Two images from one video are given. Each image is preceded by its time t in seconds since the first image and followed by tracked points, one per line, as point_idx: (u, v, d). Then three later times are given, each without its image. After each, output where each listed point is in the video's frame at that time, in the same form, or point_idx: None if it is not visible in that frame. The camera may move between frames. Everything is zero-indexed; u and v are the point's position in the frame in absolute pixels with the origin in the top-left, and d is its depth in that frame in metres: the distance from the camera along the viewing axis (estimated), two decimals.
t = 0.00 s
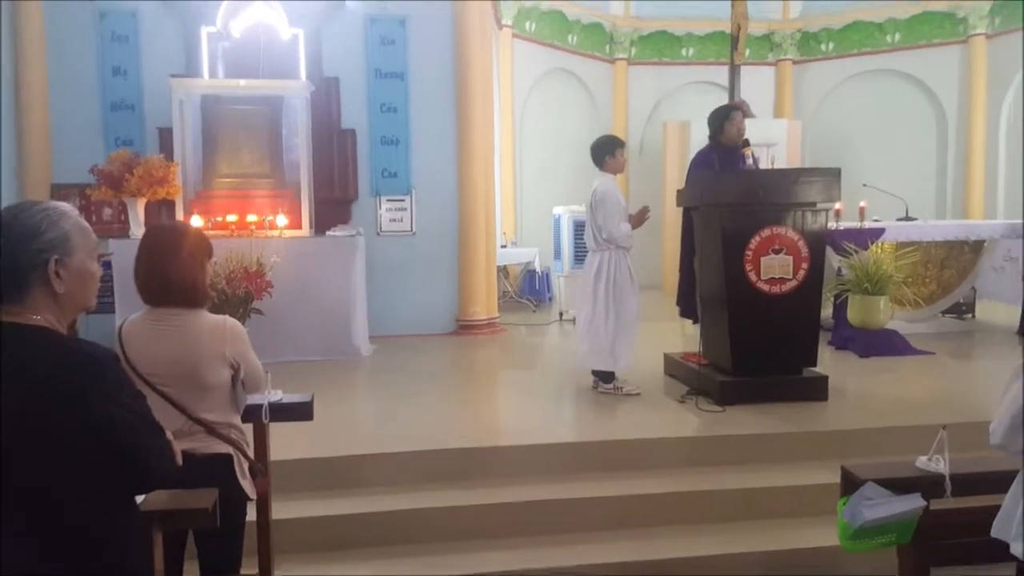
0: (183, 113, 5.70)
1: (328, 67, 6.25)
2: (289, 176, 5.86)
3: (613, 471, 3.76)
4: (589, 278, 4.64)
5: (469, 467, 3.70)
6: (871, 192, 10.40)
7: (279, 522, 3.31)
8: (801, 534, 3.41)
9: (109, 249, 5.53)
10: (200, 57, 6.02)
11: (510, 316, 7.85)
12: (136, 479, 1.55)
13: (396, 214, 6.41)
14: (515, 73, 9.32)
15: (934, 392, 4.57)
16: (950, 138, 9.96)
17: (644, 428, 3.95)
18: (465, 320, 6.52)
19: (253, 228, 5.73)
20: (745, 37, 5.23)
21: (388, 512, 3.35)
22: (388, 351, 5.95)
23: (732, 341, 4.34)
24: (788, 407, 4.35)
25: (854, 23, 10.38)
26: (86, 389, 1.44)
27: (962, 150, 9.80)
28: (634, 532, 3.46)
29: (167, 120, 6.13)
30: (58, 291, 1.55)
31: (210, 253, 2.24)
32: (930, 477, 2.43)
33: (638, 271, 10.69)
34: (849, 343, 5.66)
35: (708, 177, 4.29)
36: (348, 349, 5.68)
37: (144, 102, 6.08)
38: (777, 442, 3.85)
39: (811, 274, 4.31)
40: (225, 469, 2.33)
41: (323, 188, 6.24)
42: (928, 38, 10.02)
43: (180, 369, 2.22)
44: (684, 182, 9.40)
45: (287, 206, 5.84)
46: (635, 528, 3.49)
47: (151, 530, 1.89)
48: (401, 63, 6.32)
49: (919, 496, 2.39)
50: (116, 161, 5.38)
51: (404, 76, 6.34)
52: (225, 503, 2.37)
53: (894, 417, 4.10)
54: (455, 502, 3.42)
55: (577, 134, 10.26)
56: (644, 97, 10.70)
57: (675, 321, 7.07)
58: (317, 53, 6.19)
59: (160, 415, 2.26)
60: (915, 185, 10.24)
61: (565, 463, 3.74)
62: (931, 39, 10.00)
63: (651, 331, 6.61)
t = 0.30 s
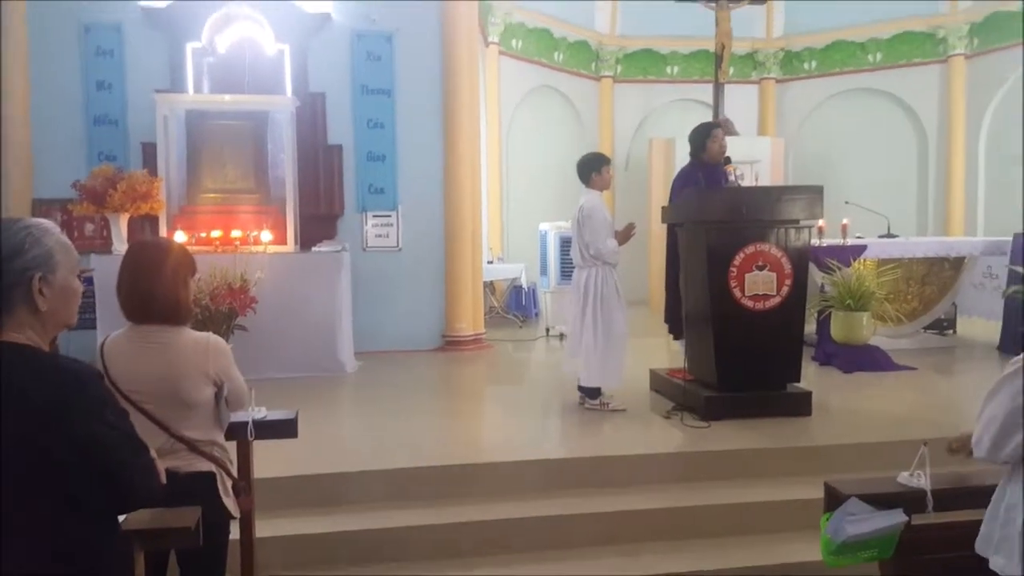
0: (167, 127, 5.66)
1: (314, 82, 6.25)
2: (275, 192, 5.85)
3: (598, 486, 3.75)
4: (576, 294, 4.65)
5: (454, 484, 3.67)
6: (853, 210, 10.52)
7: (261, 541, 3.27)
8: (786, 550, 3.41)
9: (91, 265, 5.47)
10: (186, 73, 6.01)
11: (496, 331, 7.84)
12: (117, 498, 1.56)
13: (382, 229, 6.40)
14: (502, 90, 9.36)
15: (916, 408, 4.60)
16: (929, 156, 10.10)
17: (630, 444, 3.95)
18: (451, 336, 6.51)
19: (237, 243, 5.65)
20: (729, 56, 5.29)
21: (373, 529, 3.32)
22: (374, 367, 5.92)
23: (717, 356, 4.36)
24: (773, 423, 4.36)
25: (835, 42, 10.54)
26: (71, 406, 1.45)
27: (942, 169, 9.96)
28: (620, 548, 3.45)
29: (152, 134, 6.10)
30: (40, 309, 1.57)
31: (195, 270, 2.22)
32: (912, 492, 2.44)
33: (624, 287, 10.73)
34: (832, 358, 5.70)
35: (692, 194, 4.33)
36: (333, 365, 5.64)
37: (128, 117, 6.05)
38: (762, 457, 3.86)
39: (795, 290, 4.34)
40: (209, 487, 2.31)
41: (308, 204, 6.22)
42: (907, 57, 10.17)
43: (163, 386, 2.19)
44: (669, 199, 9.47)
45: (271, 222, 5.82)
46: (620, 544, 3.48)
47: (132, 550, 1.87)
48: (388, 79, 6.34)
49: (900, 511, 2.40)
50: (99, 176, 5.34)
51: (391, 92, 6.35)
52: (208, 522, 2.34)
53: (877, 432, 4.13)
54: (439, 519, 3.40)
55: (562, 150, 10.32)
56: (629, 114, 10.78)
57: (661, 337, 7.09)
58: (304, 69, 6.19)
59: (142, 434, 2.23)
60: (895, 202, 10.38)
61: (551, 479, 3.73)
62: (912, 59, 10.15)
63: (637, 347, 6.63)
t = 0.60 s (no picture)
0: (152, 133, 5.66)
1: (299, 87, 6.24)
2: (261, 197, 5.83)
3: (587, 489, 3.75)
4: (564, 298, 4.64)
5: (443, 487, 3.66)
6: (840, 212, 10.56)
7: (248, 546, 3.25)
8: (776, 550, 3.41)
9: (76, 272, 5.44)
10: (170, 78, 5.99)
11: (485, 336, 7.84)
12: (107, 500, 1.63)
13: (370, 234, 6.39)
14: (490, 94, 9.37)
15: (904, 408, 4.62)
16: (916, 158, 10.16)
17: (618, 446, 3.95)
18: (440, 340, 6.51)
19: (224, 249, 5.63)
20: (715, 59, 5.31)
21: (361, 533, 3.30)
22: (362, 372, 5.90)
23: (705, 359, 4.36)
24: (761, 424, 4.37)
25: (821, 45, 10.58)
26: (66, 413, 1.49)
27: (929, 171, 10.00)
28: (610, 550, 3.44)
29: (136, 141, 6.08)
30: (30, 314, 1.59)
31: (181, 275, 2.21)
32: (897, 492, 2.43)
33: (614, 290, 10.75)
34: (820, 359, 5.72)
35: (679, 198, 4.33)
36: (322, 370, 5.62)
37: (112, 122, 6.03)
38: (751, 458, 3.86)
39: (782, 292, 4.35)
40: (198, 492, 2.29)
41: (294, 210, 6.21)
42: (894, 60, 10.19)
43: (151, 392, 2.18)
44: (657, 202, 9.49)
45: (258, 227, 5.80)
46: (610, 546, 3.47)
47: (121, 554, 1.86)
48: (373, 83, 6.33)
49: (886, 510, 2.40)
50: (84, 182, 5.31)
51: (376, 97, 6.34)
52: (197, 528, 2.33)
53: (865, 432, 4.14)
54: (428, 522, 3.38)
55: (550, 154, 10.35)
56: (617, 118, 10.81)
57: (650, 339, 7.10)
58: (288, 73, 6.17)
59: (130, 439, 2.22)
60: (882, 204, 10.42)
61: (539, 482, 3.72)
62: (898, 61, 10.17)
63: (626, 350, 6.63)
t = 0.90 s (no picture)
0: (139, 124, 5.62)
1: (288, 79, 6.21)
2: (249, 190, 5.81)
3: (573, 484, 3.75)
4: (552, 294, 4.63)
5: (429, 482, 3.65)
6: (829, 211, 10.61)
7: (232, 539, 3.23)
8: (760, 546, 3.42)
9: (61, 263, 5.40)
10: (158, 69, 5.94)
11: (474, 331, 7.83)
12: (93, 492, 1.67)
13: (358, 229, 6.37)
14: (481, 90, 9.35)
15: (889, 406, 4.64)
16: (905, 158, 10.21)
17: (604, 442, 3.95)
18: (428, 335, 6.49)
19: (212, 242, 5.68)
20: (707, 56, 5.30)
21: (346, 526, 3.29)
22: (349, 366, 5.89)
23: (692, 356, 4.37)
24: (747, 421, 4.38)
25: (812, 44, 10.60)
26: (50, 404, 1.55)
27: (918, 171, 10.05)
28: (594, 545, 3.44)
29: (121, 132, 6.03)
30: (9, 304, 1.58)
31: (167, 267, 2.19)
32: (881, 489, 2.48)
33: (603, 287, 10.76)
34: (807, 357, 5.74)
35: (668, 195, 4.33)
36: (309, 364, 5.59)
37: (99, 113, 5.98)
38: (737, 455, 3.87)
39: (769, 291, 4.35)
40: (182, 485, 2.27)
41: (283, 203, 6.18)
42: (885, 60, 10.24)
43: (135, 384, 2.16)
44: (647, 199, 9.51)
45: (246, 220, 5.79)
46: (595, 542, 3.47)
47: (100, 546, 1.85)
48: (362, 76, 6.30)
49: (869, 506, 2.42)
50: (69, 173, 5.27)
51: (366, 90, 6.31)
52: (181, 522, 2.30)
53: (850, 430, 4.16)
54: (413, 517, 3.38)
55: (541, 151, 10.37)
56: (608, 115, 10.81)
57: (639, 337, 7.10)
58: (277, 65, 6.14)
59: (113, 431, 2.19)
60: (871, 204, 10.46)
61: (526, 477, 3.72)
62: (888, 60, 10.21)
63: (615, 347, 6.64)
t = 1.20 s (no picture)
0: (127, 114, 5.57)
1: (277, 70, 6.17)
2: (237, 181, 5.77)
3: (561, 479, 3.75)
4: (541, 288, 4.62)
5: (417, 476, 3.65)
6: (818, 207, 10.63)
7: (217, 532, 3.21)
8: (746, 541, 3.43)
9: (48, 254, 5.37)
10: (146, 59, 5.88)
11: (463, 325, 7.83)
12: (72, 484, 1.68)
13: (348, 221, 6.35)
14: (472, 83, 9.32)
15: (877, 402, 4.66)
16: (895, 155, 10.24)
17: (592, 436, 3.96)
18: (417, 328, 6.47)
19: (200, 234, 5.58)
20: (699, 51, 5.29)
21: (332, 520, 3.28)
22: (337, 359, 5.87)
23: (681, 351, 4.37)
24: (735, 416, 4.39)
25: (804, 40, 10.60)
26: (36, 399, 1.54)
27: (908, 168, 10.09)
28: (582, 539, 3.45)
29: (109, 122, 5.99)
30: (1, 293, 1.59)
31: (150, 259, 2.18)
32: (865, 485, 2.48)
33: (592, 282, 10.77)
34: (795, 353, 5.77)
35: (658, 189, 4.32)
36: (297, 357, 5.57)
37: (87, 103, 5.93)
38: (724, 450, 3.88)
39: (758, 286, 4.36)
40: (165, 478, 2.25)
41: (271, 195, 6.16)
42: (875, 57, 10.27)
43: (118, 375, 2.14)
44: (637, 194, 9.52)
45: (234, 211, 5.76)
46: (583, 536, 3.47)
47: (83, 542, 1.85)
48: (352, 68, 6.27)
49: (854, 503, 2.42)
50: (55, 163, 5.20)
51: (356, 82, 6.28)
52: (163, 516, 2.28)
53: (837, 426, 4.17)
54: (401, 510, 3.37)
55: (531, 145, 10.36)
56: (599, 109, 10.80)
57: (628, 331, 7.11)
58: (266, 55, 6.11)
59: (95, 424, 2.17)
60: (860, 200, 10.50)
61: (513, 472, 3.72)
62: (879, 57, 10.25)
63: (604, 341, 6.64)
